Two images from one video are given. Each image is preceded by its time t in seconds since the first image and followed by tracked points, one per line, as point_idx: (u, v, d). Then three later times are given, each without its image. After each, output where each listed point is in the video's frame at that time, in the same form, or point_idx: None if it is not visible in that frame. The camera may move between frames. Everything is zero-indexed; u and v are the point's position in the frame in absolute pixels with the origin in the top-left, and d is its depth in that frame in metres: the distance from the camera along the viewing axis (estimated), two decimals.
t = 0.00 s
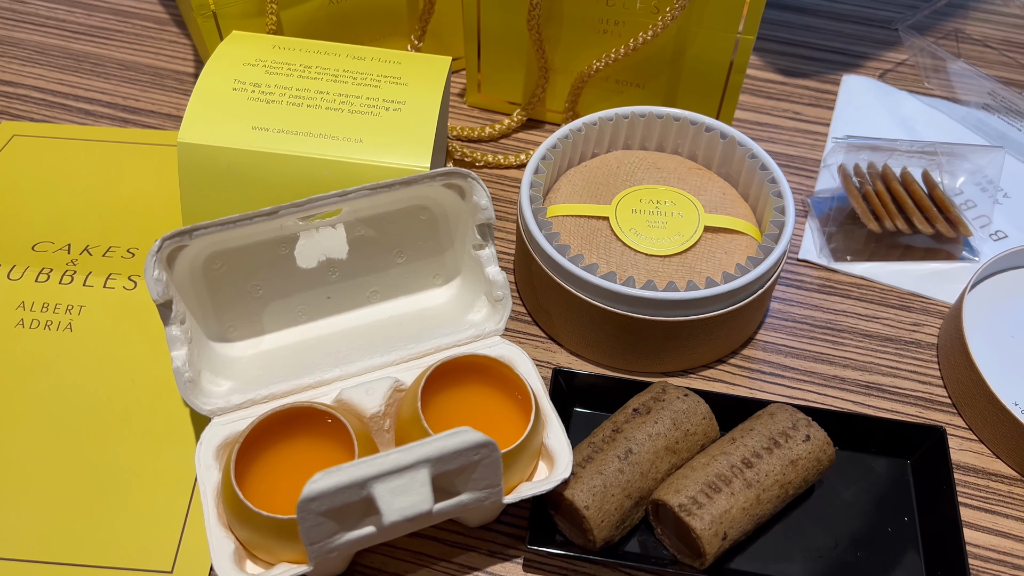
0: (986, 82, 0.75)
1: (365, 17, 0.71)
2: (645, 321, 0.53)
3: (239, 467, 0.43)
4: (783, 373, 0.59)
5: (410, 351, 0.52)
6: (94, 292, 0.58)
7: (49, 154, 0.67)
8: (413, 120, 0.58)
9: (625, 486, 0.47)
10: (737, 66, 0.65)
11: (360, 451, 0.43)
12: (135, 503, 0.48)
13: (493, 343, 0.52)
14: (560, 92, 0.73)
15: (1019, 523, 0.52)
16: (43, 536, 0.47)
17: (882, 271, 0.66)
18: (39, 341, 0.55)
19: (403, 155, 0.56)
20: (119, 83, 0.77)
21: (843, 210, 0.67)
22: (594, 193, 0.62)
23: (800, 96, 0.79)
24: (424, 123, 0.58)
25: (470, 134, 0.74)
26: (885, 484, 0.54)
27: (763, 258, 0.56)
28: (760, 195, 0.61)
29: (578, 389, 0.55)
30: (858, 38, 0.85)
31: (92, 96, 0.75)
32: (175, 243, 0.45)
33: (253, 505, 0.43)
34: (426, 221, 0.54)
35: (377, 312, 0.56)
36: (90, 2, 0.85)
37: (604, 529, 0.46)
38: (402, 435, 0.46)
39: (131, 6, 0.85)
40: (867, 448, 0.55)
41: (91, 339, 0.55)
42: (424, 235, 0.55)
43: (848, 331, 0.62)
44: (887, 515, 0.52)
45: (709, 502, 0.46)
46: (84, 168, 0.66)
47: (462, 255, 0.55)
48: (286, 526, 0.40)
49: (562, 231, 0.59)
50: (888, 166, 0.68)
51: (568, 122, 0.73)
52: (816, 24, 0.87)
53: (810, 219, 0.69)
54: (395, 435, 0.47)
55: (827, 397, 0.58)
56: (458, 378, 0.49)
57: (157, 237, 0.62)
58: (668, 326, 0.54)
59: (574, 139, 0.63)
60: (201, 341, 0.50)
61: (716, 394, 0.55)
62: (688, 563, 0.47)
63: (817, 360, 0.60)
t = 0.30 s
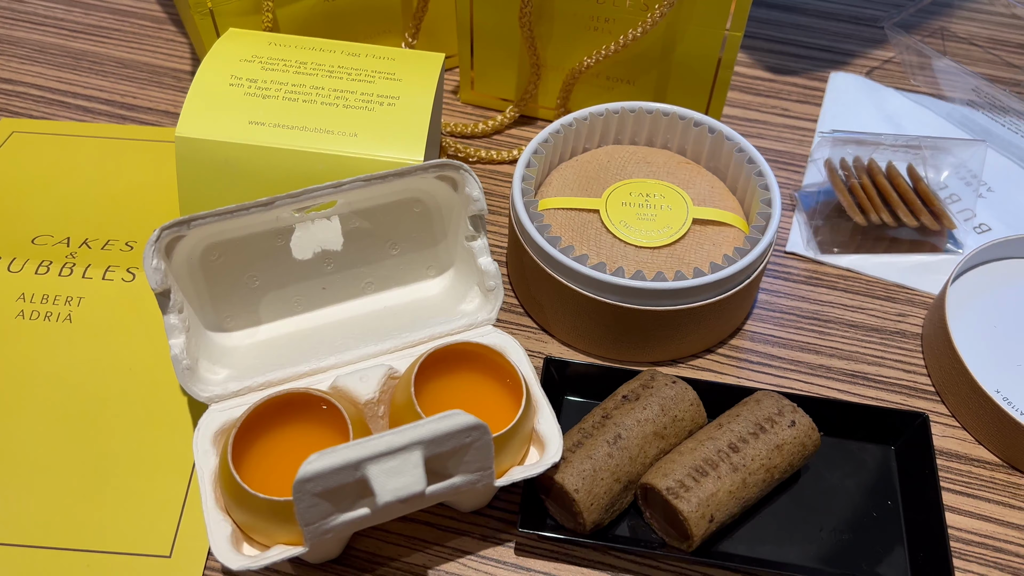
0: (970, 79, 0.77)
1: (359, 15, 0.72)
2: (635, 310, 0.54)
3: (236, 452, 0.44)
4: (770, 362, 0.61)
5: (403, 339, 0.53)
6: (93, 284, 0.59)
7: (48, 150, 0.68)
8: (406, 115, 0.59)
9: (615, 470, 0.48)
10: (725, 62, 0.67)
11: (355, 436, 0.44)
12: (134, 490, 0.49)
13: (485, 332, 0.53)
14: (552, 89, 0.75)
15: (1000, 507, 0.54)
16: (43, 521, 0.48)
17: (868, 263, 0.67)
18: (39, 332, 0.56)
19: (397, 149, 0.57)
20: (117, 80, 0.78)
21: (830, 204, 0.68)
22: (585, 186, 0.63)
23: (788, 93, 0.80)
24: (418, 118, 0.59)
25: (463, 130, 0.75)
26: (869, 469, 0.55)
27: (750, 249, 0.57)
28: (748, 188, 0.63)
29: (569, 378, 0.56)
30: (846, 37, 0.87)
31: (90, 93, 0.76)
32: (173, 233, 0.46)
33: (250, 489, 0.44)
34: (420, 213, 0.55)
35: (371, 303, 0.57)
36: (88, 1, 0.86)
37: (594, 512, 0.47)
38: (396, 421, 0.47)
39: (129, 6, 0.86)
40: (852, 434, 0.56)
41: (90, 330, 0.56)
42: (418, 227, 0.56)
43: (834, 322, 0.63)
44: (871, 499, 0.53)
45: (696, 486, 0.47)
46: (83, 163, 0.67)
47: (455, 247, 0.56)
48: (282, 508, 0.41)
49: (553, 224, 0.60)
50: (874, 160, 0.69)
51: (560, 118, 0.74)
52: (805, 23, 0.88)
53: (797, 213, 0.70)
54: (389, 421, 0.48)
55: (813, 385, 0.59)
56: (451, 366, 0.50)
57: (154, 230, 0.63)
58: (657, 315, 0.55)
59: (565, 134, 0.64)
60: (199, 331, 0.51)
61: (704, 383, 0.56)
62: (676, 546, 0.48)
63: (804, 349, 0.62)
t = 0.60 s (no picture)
0: (956, 78, 0.78)
1: (356, 15, 0.74)
2: (626, 302, 0.56)
3: (236, 439, 0.45)
4: (759, 353, 0.62)
5: (400, 330, 0.54)
6: (95, 278, 0.60)
7: (50, 148, 0.70)
8: (402, 112, 0.60)
9: (606, 457, 0.49)
10: (715, 60, 0.68)
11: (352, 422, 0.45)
12: (136, 478, 0.50)
13: (480, 322, 0.54)
14: (545, 87, 0.76)
15: (983, 493, 0.55)
16: (47, 507, 0.49)
17: (855, 257, 0.68)
18: (43, 324, 0.57)
19: (393, 145, 0.59)
20: (118, 80, 0.79)
21: (818, 199, 0.70)
22: (577, 182, 0.64)
23: (777, 92, 0.82)
24: (414, 115, 0.60)
25: (458, 129, 0.76)
26: (855, 456, 0.56)
27: (738, 242, 0.58)
28: (737, 183, 0.64)
29: (562, 368, 0.58)
30: (835, 36, 0.88)
31: (91, 93, 0.77)
32: (175, 225, 0.47)
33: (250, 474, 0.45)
34: (416, 208, 0.56)
35: (368, 295, 0.58)
36: (89, 3, 0.87)
37: (586, 497, 0.48)
38: (393, 409, 0.48)
39: (129, 7, 0.87)
40: (839, 423, 0.58)
41: (92, 323, 0.57)
42: (413, 222, 0.57)
43: (822, 314, 0.65)
44: (858, 486, 0.55)
45: (685, 471, 0.48)
46: (84, 161, 0.69)
47: (450, 240, 0.58)
48: (281, 492, 0.42)
49: (546, 218, 0.61)
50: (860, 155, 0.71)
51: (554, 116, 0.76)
52: (794, 23, 0.90)
53: (786, 209, 0.71)
54: (386, 409, 0.49)
55: (801, 375, 0.61)
56: (446, 356, 0.52)
57: (155, 226, 0.64)
58: (648, 307, 0.56)
59: (558, 131, 0.66)
60: (199, 323, 0.52)
61: (694, 373, 0.57)
62: (666, 531, 0.49)
63: (792, 341, 0.63)
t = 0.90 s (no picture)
0: (955, 75, 0.79)
1: (361, 14, 0.74)
2: (630, 295, 0.56)
3: (247, 430, 0.45)
4: (762, 346, 0.63)
5: (407, 323, 0.55)
6: (104, 273, 0.61)
7: (56, 146, 0.70)
8: (407, 108, 0.61)
9: (612, 447, 0.50)
10: (716, 57, 0.69)
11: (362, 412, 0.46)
12: (146, 469, 0.51)
13: (486, 315, 0.54)
14: (548, 85, 0.77)
15: (984, 482, 0.55)
16: (59, 499, 0.49)
17: (856, 252, 0.69)
18: (53, 319, 0.58)
19: (399, 142, 0.59)
20: (123, 79, 0.79)
21: (819, 195, 0.71)
22: (581, 177, 0.65)
23: (777, 89, 0.83)
24: (419, 111, 0.61)
25: (462, 126, 0.77)
26: (858, 446, 0.57)
27: (741, 235, 0.59)
28: (739, 178, 0.65)
29: (567, 361, 0.58)
30: (834, 35, 0.89)
31: (97, 92, 0.77)
32: (185, 219, 0.48)
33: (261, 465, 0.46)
34: (422, 203, 0.57)
35: (375, 290, 0.59)
36: (94, 3, 0.88)
37: (592, 487, 0.48)
38: (401, 399, 0.49)
39: (134, 7, 0.88)
40: (841, 414, 0.58)
41: (101, 318, 0.58)
42: (420, 217, 0.58)
43: (824, 307, 0.65)
44: (860, 475, 0.55)
45: (690, 460, 0.49)
46: (91, 158, 0.69)
47: (456, 235, 0.58)
48: (292, 481, 0.42)
49: (551, 213, 0.62)
50: (861, 151, 0.72)
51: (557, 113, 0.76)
52: (793, 21, 0.91)
53: (787, 204, 0.72)
54: (394, 400, 0.50)
55: (804, 368, 0.61)
56: (453, 348, 0.52)
57: (162, 222, 0.65)
58: (653, 300, 0.56)
59: (561, 127, 0.66)
60: (208, 316, 0.53)
61: (698, 365, 0.58)
62: (671, 520, 0.50)
63: (794, 334, 0.64)
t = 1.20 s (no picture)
0: (957, 73, 0.80)
1: (365, 14, 0.75)
2: (635, 292, 0.56)
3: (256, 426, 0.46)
4: (767, 342, 0.63)
5: (414, 320, 0.55)
6: (110, 272, 0.61)
7: (62, 147, 0.70)
8: (413, 107, 0.61)
9: (619, 442, 0.50)
10: (719, 56, 0.69)
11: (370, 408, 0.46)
12: (154, 466, 0.51)
13: (492, 312, 0.55)
14: (551, 84, 0.77)
15: (989, 477, 0.56)
16: (67, 496, 0.49)
17: (860, 249, 0.69)
18: (61, 317, 0.58)
19: (404, 140, 0.60)
20: (128, 80, 0.80)
21: (822, 192, 0.71)
22: (585, 175, 0.65)
23: (780, 88, 0.83)
24: (424, 110, 0.61)
25: (466, 126, 0.77)
26: (863, 442, 0.57)
27: (745, 232, 0.59)
28: (742, 175, 0.65)
29: (573, 358, 0.59)
30: (835, 34, 0.90)
31: (102, 93, 0.78)
32: (194, 217, 0.48)
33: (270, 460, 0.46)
34: (428, 201, 0.57)
35: (381, 287, 0.59)
36: (98, 5, 0.88)
37: (599, 482, 0.49)
38: (409, 395, 0.49)
39: (137, 9, 0.88)
40: (846, 410, 0.59)
41: (109, 316, 0.58)
42: (426, 215, 0.58)
43: (828, 304, 0.66)
44: (866, 470, 0.55)
45: (697, 455, 0.49)
46: (96, 158, 0.69)
47: (462, 232, 0.58)
48: (302, 476, 0.42)
49: (556, 211, 0.62)
50: (863, 149, 0.72)
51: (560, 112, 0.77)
52: (794, 21, 0.91)
53: (790, 202, 0.73)
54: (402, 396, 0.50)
55: (809, 364, 0.62)
56: (460, 344, 0.52)
57: (169, 222, 0.65)
58: (658, 296, 0.57)
59: (566, 126, 0.67)
60: (216, 314, 0.53)
61: (703, 361, 0.58)
62: (678, 515, 0.50)
63: (799, 330, 0.64)
